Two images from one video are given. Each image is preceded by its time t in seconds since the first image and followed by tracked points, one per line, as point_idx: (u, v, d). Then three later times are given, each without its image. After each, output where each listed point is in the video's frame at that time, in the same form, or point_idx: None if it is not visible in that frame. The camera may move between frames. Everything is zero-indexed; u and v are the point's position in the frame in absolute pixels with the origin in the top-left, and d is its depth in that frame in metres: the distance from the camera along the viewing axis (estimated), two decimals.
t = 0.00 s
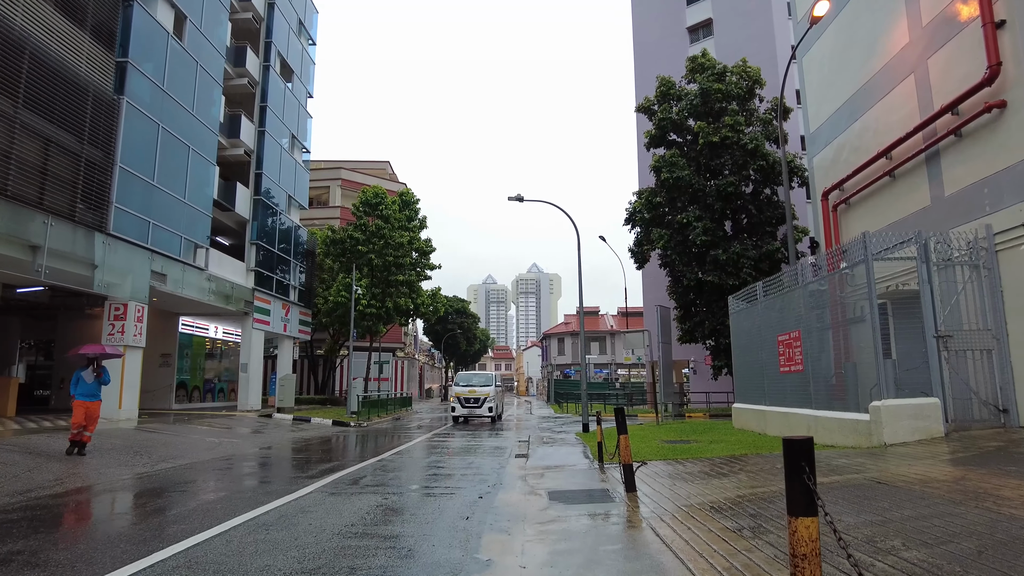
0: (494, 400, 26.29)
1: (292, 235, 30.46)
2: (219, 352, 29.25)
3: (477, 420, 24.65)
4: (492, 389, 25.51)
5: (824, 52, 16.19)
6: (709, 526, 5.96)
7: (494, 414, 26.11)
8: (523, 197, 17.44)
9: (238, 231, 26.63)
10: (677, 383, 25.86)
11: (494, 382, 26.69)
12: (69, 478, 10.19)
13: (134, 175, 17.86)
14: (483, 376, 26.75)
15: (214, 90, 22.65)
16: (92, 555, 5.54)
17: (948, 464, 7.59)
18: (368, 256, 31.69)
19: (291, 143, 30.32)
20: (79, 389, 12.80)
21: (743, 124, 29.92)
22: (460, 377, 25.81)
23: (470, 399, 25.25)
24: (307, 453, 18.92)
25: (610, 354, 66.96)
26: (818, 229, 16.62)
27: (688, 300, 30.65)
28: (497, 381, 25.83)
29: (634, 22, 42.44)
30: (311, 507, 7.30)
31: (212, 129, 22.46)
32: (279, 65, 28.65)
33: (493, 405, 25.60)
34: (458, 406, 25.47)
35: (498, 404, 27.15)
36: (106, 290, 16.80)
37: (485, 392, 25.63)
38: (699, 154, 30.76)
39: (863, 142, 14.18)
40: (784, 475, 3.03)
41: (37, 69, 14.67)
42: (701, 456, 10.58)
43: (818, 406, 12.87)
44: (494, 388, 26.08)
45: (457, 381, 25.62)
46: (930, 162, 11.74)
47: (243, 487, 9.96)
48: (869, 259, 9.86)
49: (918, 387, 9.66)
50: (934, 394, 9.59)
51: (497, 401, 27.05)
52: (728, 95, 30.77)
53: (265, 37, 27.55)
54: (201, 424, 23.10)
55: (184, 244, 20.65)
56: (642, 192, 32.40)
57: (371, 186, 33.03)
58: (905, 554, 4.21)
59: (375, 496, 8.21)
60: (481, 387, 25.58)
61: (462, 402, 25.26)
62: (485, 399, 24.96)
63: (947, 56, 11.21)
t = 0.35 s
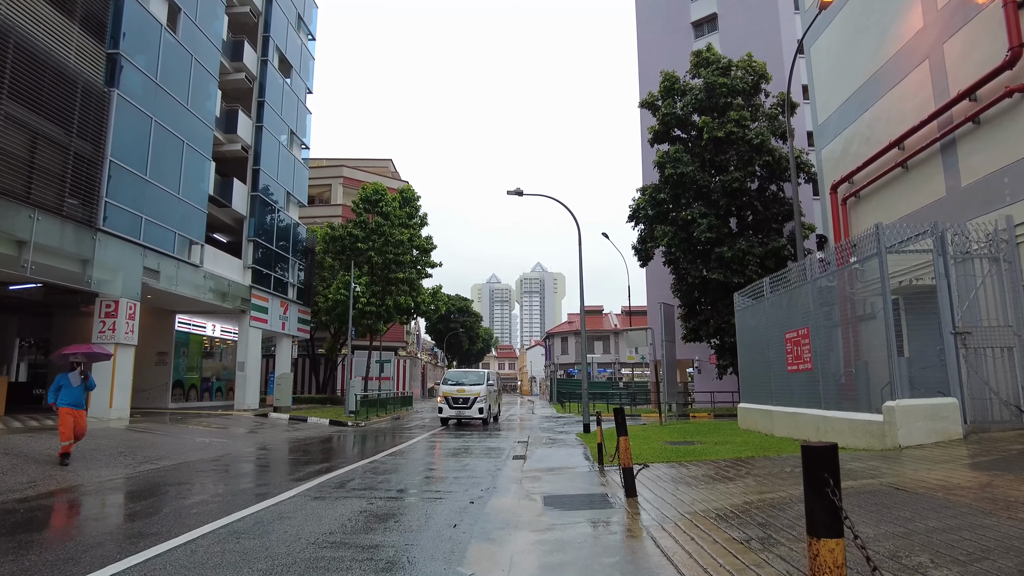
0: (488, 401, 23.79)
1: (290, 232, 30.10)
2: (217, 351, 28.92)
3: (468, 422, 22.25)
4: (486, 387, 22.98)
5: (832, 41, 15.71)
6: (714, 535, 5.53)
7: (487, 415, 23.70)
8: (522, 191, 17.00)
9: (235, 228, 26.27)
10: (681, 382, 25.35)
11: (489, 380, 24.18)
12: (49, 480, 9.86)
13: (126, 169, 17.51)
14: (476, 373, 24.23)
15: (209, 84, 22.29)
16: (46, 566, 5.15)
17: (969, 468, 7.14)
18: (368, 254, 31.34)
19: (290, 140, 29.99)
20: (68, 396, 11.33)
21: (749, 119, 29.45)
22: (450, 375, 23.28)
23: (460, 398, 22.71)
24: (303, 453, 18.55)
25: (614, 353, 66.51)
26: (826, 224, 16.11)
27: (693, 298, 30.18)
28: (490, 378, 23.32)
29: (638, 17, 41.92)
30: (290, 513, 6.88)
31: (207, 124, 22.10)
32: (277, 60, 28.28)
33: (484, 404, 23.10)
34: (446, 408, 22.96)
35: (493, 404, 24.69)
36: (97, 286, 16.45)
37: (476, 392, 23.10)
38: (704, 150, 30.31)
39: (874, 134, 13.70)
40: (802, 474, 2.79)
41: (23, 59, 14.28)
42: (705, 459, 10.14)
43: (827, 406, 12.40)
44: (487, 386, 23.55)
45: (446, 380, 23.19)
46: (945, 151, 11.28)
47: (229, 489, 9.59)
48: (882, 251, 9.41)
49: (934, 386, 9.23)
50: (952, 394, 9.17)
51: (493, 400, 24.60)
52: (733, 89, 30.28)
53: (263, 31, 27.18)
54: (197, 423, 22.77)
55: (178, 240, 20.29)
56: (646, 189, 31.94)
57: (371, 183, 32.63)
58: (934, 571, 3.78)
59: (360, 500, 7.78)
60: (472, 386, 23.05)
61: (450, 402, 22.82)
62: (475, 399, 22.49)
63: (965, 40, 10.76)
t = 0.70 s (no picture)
0: (475, 406, 21.28)
1: (292, 232, 29.77)
2: (218, 352, 28.58)
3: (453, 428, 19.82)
4: (472, 389, 20.52)
5: (843, 32, 15.24)
6: (725, 552, 5.06)
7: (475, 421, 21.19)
8: (524, 187, 16.53)
9: (235, 228, 25.96)
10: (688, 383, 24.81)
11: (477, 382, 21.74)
12: (32, 483, 9.49)
13: (121, 167, 17.18)
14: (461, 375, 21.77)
15: (207, 81, 21.97)
16: None
17: (999, 477, 6.63)
18: (371, 254, 31.00)
19: (291, 139, 29.69)
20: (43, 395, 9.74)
21: (757, 116, 28.92)
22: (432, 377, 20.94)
23: (443, 402, 20.22)
24: (301, 456, 18.15)
25: (620, 355, 65.89)
26: (838, 221, 15.60)
27: (700, 298, 29.68)
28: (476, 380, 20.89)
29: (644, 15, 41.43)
30: (269, 525, 6.45)
31: (205, 122, 21.78)
32: (278, 58, 27.98)
33: (472, 410, 20.61)
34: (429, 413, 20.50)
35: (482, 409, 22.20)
36: (89, 286, 16.11)
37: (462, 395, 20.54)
38: (711, 148, 29.80)
39: (888, 127, 13.21)
40: (845, 505, 2.74)
41: (13, 53, 13.95)
42: (714, 464, 9.66)
43: (840, 409, 11.90)
44: (474, 388, 21.09)
45: (428, 382, 20.83)
46: (967, 142, 10.78)
47: (217, 494, 9.18)
48: (902, 248, 8.95)
49: (957, 390, 8.77)
50: (978, 397, 8.73)
51: (482, 405, 22.18)
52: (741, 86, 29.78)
53: (263, 29, 26.89)
54: (195, 425, 22.41)
55: (174, 239, 19.95)
56: (652, 187, 31.46)
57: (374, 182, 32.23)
58: None
59: (348, 510, 7.34)
60: (456, 389, 20.55)
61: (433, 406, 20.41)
62: (460, 403, 19.96)
63: (989, 26, 10.30)
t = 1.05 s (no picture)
0: (456, 409, 19.35)
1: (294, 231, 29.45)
2: (219, 352, 28.27)
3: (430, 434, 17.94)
4: (450, 391, 18.69)
5: (858, 20, 14.72)
6: (742, 570, 4.58)
7: (456, 426, 19.31)
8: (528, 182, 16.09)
9: (236, 227, 25.65)
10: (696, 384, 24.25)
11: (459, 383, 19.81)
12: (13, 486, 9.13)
13: (117, 163, 16.86)
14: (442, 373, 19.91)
15: (206, 77, 21.66)
16: None
17: None
18: (374, 254, 30.65)
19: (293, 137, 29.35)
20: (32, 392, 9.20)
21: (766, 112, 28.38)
22: (409, 378, 19.27)
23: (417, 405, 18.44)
24: (300, 459, 17.77)
25: (627, 356, 65.29)
26: (852, 216, 15.07)
27: (709, 297, 29.14)
28: (456, 380, 19.08)
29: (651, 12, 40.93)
30: (250, 535, 6.02)
31: (204, 118, 21.47)
32: (280, 55, 27.68)
33: (450, 413, 18.73)
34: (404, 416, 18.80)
35: (466, 414, 20.23)
36: (83, 285, 15.79)
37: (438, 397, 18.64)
38: (720, 145, 29.27)
39: (906, 116, 12.69)
40: (914, 534, 2.46)
41: (3, 46, 13.64)
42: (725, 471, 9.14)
43: (858, 411, 11.34)
44: (454, 390, 19.17)
45: (403, 382, 19.11)
46: (993, 131, 10.29)
47: (204, 497, 8.79)
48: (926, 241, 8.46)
49: (985, 392, 8.48)
50: (1009, 400, 8.47)
51: (467, 408, 20.27)
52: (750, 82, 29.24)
53: (265, 25, 26.59)
54: (194, 427, 22.09)
55: (172, 237, 19.63)
56: (659, 185, 30.96)
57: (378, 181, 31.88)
58: None
59: (336, 519, 6.89)
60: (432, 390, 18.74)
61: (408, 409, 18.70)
62: (433, 405, 18.12)
63: (1017, 8, 9.82)
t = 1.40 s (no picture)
0: (419, 413, 17.40)
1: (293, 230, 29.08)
2: (216, 353, 27.93)
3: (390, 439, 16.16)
4: (407, 392, 16.82)
5: (868, 9, 14.25)
6: None
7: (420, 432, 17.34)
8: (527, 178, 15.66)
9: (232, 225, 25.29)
10: (701, 385, 23.72)
11: (423, 384, 17.85)
12: None
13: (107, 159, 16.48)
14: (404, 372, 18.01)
15: (201, 73, 21.30)
16: None
17: None
18: (373, 253, 30.24)
19: (291, 135, 28.99)
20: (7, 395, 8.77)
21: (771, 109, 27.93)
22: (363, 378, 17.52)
23: (373, 409, 16.61)
24: (295, 462, 17.39)
25: (630, 357, 64.79)
26: (863, 212, 14.59)
27: (713, 297, 28.70)
28: (417, 381, 17.22)
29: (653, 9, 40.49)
30: (224, 547, 5.61)
31: (199, 115, 21.12)
32: (277, 51, 27.31)
33: (409, 417, 16.81)
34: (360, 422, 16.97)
35: (435, 419, 18.18)
36: (72, 283, 15.41)
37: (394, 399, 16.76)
38: (724, 142, 28.83)
39: (919, 107, 12.24)
40: None
41: None
42: (733, 477, 8.67)
43: (871, 413, 10.87)
44: (414, 392, 17.24)
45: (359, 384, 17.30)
46: (1014, 121, 9.86)
47: (188, 502, 8.40)
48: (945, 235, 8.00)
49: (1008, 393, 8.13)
50: None
51: (436, 412, 18.26)
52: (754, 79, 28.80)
53: (262, 21, 26.23)
54: (190, 429, 21.73)
55: (166, 235, 19.26)
56: (662, 183, 30.54)
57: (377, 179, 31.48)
58: None
59: (319, 529, 6.47)
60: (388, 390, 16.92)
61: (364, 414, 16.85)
62: (387, 408, 16.28)
63: None
